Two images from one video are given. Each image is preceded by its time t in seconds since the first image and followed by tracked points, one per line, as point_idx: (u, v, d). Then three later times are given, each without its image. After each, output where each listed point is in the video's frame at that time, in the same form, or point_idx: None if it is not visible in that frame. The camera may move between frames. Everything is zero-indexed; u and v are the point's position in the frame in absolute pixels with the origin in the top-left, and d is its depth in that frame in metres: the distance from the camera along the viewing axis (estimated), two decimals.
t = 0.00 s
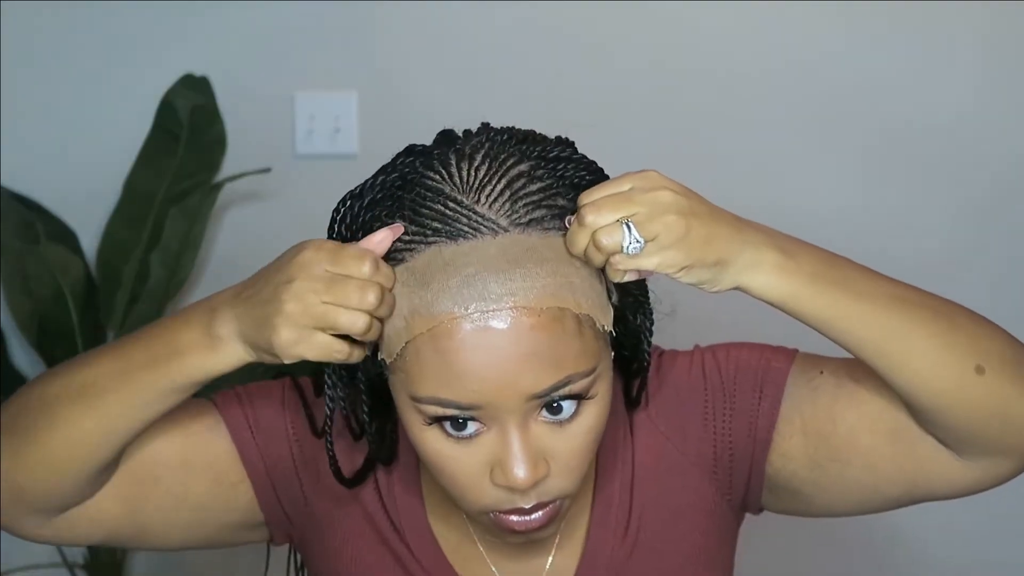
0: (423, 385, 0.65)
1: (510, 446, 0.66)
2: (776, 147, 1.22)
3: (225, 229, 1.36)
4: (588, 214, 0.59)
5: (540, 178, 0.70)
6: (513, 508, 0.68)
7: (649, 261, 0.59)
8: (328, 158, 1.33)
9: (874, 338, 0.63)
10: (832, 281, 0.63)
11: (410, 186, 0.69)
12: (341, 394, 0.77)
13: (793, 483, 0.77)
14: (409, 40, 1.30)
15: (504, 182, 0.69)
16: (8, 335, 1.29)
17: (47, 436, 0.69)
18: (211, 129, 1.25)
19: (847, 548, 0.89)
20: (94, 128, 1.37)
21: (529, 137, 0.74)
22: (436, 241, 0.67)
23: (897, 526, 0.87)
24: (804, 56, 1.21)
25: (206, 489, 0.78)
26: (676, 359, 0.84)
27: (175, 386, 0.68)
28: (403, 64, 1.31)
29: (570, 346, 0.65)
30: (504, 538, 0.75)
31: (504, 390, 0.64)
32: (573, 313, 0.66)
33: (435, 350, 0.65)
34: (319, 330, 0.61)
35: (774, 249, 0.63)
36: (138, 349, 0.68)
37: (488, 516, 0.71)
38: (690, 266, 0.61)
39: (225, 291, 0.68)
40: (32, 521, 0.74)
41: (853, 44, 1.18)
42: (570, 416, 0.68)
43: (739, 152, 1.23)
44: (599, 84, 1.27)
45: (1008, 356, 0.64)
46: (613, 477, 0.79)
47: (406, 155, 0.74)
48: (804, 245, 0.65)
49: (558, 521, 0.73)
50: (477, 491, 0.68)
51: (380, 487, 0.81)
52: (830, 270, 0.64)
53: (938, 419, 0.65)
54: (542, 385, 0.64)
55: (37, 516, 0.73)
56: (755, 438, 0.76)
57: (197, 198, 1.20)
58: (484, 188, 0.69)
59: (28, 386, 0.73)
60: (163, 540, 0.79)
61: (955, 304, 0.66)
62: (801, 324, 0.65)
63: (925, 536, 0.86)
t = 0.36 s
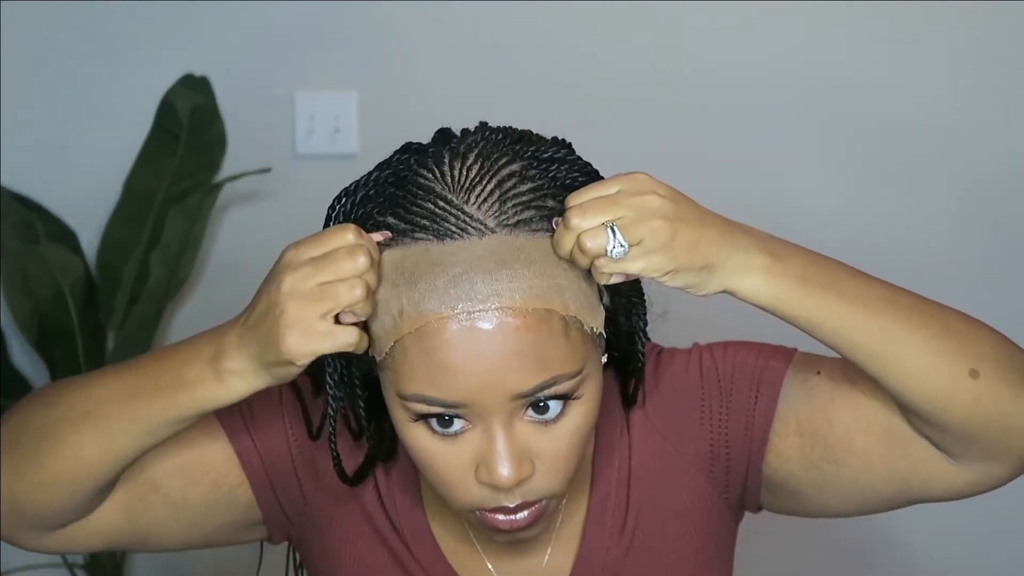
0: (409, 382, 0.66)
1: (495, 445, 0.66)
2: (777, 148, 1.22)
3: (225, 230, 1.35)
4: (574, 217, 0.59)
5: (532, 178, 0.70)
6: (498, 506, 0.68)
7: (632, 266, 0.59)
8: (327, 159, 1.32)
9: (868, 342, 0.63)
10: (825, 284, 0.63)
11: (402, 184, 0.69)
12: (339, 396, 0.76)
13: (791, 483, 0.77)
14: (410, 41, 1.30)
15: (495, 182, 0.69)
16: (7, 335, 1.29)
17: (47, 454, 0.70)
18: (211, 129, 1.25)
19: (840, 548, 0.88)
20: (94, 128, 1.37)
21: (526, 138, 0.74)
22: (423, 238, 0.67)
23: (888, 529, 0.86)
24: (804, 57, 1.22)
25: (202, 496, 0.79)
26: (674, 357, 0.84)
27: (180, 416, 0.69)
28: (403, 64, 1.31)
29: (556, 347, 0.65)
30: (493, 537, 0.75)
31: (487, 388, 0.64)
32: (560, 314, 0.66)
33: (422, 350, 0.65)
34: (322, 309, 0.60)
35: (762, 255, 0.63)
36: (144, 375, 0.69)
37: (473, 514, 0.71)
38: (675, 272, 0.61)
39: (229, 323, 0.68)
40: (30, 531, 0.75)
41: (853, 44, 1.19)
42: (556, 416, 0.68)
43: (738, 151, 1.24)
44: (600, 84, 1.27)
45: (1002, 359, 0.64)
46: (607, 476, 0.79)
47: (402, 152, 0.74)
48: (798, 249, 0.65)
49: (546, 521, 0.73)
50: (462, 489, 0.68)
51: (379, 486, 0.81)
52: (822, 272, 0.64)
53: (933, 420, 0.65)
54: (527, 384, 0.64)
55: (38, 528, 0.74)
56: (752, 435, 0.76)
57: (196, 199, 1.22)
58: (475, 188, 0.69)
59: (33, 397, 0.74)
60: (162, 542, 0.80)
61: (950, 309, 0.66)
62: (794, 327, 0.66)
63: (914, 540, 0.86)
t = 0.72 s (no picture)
0: (395, 366, 0.66)
1: (478, 431, 0.66)
2: (778, 148, 1.22)
3: (225, 230, 1.35)
4: (558, 228, 0.58)
5: (518, 183, 0.69)
6: (479, 497, 0.68)
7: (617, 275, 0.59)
8: (327, 159, 1.32)
9: (861, 348, 0.63)
10: (819, 290, 0.63)
11: (388, 192, 0.69)
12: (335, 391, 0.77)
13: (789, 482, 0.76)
14: (410, 40, 1.30)
15: (481, 189, 0.68)
16: (7, 335, 1.28)
17: (44, 455, 0.71)
18: (211, 129, 1.26)
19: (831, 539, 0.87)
20: (95, 127, 1.37)
21: (512, 138, 0.73)
22: (410, 250, 0.67)
23: (880, 528, 0.84)
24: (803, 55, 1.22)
25: (197, 494, 0.79)
26: (667, 356, 0.83)
27: (167, 413, 0.69)
28: (403, 64, 1.31)
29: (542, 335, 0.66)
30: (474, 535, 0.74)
31: (471, 370, 0.64)
32: (544, 301, 0.66)
33: (405, 335, 0.65)
34: (296, 324, 0.61)
35: (749, 262, 0.63)
36: (133, 371, 0.70)
37: (455, 507, 0.69)
38: (661, 280, 0.61)
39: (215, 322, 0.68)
40: (24, 530, 0.75)
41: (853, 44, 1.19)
42: (541, 404, 0.68)
43: (738, 151, 1.24)
44: (600, 84, 1.27)
45: (996, 363, 0.64)
46: (600, 470, 0.78)
47: (388, 155, 0.73)
48: (789, 253, 0.65)
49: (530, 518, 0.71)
50: (443, 477, 0.68)
51: (376, 484, 0.81)
52: (815, 278, 0.64)
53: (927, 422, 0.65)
54: (509, 368, 0.64)
55: (33, 525, 0.75)
56: (745, 435, 0.76)
57: (195, 198, 1.22)
58: (460, 198, 0.68)
59: (26, 399, 0.75)
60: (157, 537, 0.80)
61: (941, 310, 0.67)
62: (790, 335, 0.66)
63: (904, 540, 0.84)
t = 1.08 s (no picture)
0: (377, 354, 0.67)
1: (450, 423, 0.65)
2: (778, 147, 1.21)
3: (225, 230, 1.35)
4: (549, 269, 0.58)
5: (516, 210, 0.69)
6: (446, 496, 0.67)
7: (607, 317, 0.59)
8: (326, 159, 1.32)
9: (858, 383, 0.64)
10: (818, 323, 0.63)
11: (385, 213, 0.69)
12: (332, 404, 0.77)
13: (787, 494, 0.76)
14: (410, 40, 1.30)
15: (479, 217, 0.68)
16: (7, 335, 1.28)
17: (46, 451, 0.72)
18: (211, 129, 1.25)
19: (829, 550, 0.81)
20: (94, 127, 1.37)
21: (514, 156, 0.72)
22: (405, 279, 0.67)
23: (882, 545, 0.79)
24: (800, 54, 1.22)
25: (194, 487, 0.79)
26: (664, 366, 0.83)
27: (165, 416, 0.69)
28: (403, 64, 1.31)
29: (523, 333, 0.66)
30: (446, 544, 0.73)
31: (444, 358, 0.65)
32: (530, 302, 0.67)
33: (387, 321, 0.67)
34: (290, 353, 0.61)
35: (744, 296, 0.63)
36: (135, 372, 0.71)
37: (425, 508, 0.69)
38: (654, 320, 0.61)
39: (214, 330, 0.68)
40: (21, 518, 0.76)
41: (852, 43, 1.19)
42: (516, 403, 0.67)
43: (736, 150, 1.24)
44: (599, 86, 1.28)
45: (995, 399, 0.65)
46: (595, 482, 0.78)
47: (387, 166, 0.72)
48: (793, 284, 0.66)
49: (509, 526, 0.70)
50: (413, 470, 0.67)
51: (374, 491, 0.81)
52: (816, 310, 0.64)
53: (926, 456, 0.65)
54: (483, 361, 0.65)
55: (31, 516, 0.76)
56: (741, 454, 0.76)
57: (196, 199, 1.22)
58: (456, 225, 0.68)
59: (25, 396, 0.75)
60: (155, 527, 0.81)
61: (938, 343, 0.67)
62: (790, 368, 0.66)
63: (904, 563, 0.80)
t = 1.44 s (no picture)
0: (409, 385, 0.66)
1: (493, 450, 0.66)
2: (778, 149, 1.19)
3: (225, 231, 1.35)
4: (584, 297, 0.57)
5: (535, 234, 0.67)
6: (491, 516, 0.68)
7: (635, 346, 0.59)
8: (326, 158, 1.31)
9: (865, 434, 0.65)
10: (828, 361, 0.64)
11: (396, 246, 0.65)
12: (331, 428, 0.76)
13: (767, 500, 0.78)
14: (411, 38, 1.30)
15: (498, 247, 0.66)
16: (7, 336, 1.26)
17: (43, 466, 0.72)
18: (211, 130, 1.25)
19: None
20: (93, 128, 1.36)
21: (518, 169, 0.69)
22: (431, 320, 0.65)
23: None
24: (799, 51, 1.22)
25: (183, 490, 0.80)
26: (664, 385, 0.84)
27: (169, 440, 0.69)
28: (405, 65, 1.31)
29: (557, 356, 0.66)
30: (478, 553, 0.75)
31: (488, 389, 0.64)
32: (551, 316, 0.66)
33: (422, 356, 0.65)
34: (308, 394, 0.62)
35: (767, 330, 0.63)
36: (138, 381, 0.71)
37: (465, 525, 0.70)
38: (681, 349, 0.60)
39: (220, 360, 0.68)
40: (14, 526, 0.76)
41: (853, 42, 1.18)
42: (554, 421, 0.68)
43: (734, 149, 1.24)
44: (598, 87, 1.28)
45: (997, 461, 0.66)
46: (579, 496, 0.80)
47: (386, 187, 0.68)
48: (806, 321, 0.65)
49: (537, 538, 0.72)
50: (456, 496, 0.68)
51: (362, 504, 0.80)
52: (830, 348, 0.64)
53: (924, 508, 0.67)
54: (525, 389, 0.65)
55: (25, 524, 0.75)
56: (732, 484, 0.79)
57: (196, 198, 1.21)
58: (478, 260, 0.66)
59: (25, 407, 0.75)
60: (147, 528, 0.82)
61: (949, 398, 0.68)
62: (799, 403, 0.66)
63: None
